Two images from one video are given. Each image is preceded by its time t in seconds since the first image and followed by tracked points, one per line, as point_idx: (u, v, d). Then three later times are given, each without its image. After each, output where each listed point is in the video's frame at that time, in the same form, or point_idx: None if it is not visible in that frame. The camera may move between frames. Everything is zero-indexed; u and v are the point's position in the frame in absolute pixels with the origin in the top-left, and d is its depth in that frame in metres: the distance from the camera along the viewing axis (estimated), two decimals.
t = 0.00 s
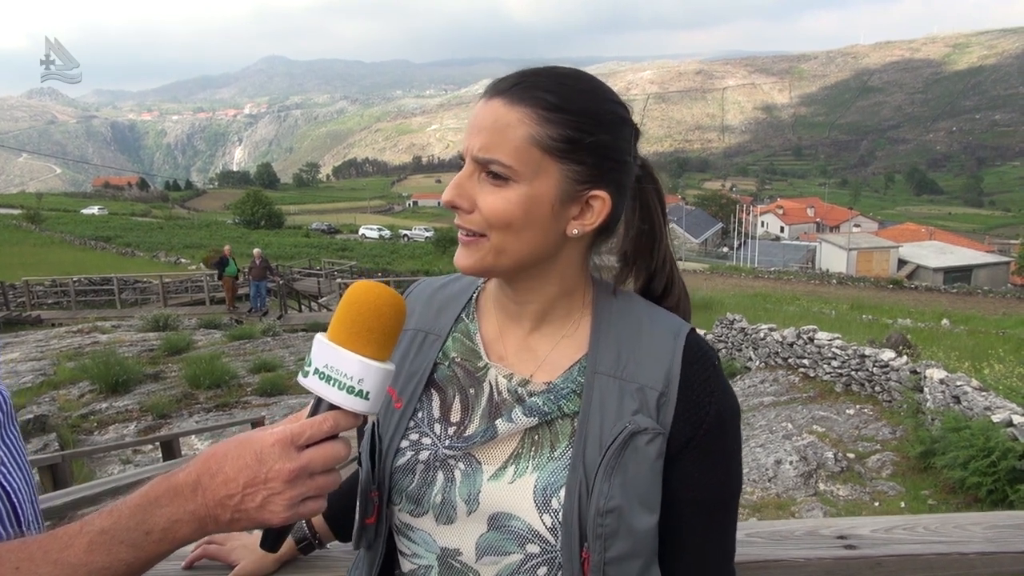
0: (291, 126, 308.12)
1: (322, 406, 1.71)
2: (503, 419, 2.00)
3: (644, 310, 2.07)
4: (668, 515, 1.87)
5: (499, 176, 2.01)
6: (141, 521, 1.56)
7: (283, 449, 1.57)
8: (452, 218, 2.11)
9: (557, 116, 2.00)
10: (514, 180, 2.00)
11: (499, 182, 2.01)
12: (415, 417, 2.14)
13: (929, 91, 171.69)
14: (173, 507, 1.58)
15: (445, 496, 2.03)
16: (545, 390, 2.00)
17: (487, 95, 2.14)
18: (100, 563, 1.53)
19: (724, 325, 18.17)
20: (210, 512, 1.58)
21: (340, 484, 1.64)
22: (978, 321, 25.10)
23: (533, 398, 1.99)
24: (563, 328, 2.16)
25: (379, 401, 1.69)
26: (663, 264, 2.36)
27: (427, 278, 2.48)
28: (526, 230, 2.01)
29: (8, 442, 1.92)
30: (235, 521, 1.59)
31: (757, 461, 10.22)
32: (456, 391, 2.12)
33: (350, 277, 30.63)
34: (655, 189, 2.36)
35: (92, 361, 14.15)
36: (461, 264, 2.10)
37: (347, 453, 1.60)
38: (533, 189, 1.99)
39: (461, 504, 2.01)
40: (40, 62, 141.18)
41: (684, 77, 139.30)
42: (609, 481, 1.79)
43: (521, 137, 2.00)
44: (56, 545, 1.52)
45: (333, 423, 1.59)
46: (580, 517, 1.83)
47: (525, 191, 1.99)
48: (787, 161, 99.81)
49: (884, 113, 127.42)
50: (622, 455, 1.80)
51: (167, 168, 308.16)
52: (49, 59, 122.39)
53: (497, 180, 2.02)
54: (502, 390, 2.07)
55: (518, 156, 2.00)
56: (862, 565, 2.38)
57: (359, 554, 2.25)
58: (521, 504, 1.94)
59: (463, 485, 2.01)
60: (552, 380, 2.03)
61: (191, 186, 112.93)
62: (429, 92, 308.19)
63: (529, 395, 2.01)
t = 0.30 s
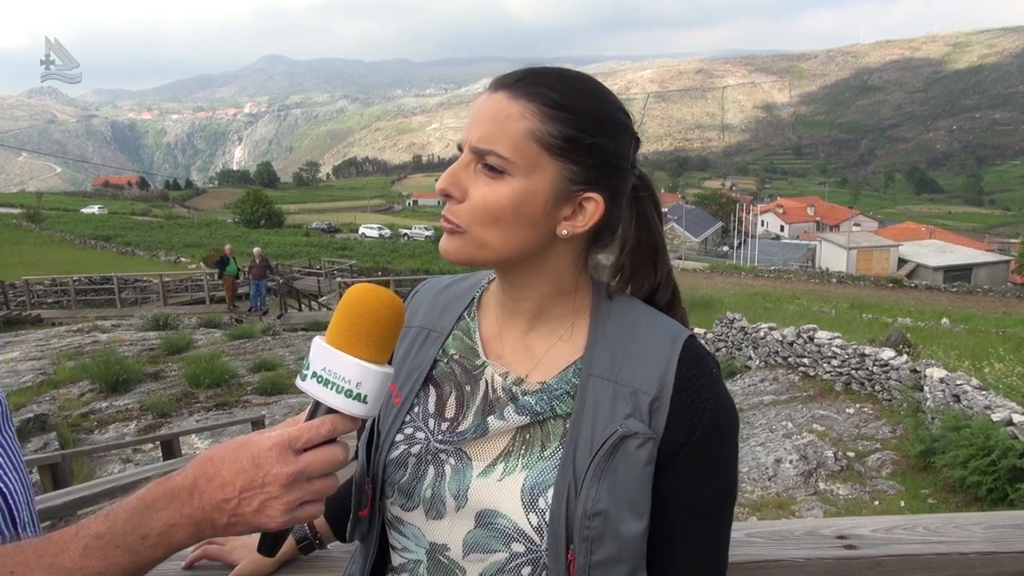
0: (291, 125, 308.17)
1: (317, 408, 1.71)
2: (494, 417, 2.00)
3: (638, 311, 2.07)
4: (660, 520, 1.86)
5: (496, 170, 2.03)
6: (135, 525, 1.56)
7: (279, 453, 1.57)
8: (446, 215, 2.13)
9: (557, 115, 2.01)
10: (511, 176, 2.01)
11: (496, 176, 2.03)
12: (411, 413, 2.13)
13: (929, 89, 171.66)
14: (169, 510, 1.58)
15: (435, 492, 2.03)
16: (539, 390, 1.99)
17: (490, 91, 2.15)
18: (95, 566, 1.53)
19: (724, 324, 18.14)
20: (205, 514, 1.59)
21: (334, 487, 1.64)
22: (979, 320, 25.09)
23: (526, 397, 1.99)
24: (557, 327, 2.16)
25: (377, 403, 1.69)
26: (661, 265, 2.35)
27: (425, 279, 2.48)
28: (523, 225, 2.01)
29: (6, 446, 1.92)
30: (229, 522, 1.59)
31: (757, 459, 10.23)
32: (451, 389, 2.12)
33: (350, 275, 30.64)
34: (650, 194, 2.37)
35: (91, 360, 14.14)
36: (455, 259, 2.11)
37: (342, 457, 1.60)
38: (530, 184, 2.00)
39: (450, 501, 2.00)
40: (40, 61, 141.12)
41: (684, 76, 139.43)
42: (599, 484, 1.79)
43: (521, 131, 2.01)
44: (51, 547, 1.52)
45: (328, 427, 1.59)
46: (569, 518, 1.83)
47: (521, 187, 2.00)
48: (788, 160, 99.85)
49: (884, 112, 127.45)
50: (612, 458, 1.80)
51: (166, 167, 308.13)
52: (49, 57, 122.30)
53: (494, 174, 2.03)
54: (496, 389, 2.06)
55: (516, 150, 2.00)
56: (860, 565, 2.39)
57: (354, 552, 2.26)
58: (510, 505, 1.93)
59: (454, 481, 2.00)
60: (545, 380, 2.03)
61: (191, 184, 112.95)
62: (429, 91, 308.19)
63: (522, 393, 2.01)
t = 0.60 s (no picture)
0: (291, 124, 308.23)
1: (315, 406, 1.71)
2: (490, 420, 2.00)
3: (637, 315, 2.06)
4: (655, 521, 1.86)
5: (496, 170, 2.03)
6: (133, 524, 1.56)
7: (276, 450, 1.57)
8: (448, 214, 2.12)
9: (560, 117, 2.01)
10: (510, 176, 2.02)
11: (495, 175, 2.03)
12: (407, 414, 2.13)
13: (929, 87, 171.58)
14: (167, 508, 1.58)
15: (430, 493, 2.03)
16: (534, 393, 1.99)
17: (495, 91, 2.16)
18: (92, 566, 1.52)
19: (725, 322, 18.14)
20: (202, 513, 1.59)
21: (329, 486, 1.64)
22: (979, 318, 25.11)
23: (522, 399, 1.99)
24: (555, 330, 2.16)
25: (373, 401, 1.68)
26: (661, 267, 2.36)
27: (424, 280, 2.48)
28: (525, 218, 2.02)
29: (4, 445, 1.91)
30: (226, 521, 1.59)
31: (758, 459, 10.24)
32: (448, 390, 2.12)
33: (351, 275, 30.67)
34: (658, 196, 2.35)
35: (93, 359, 14.15)
36: (454, 256, 2.10)
37: (339, 455, 1.60)
38: (532, 180, 2.00)
39: (445, 503, 2.00)
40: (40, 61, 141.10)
41: (684, 74, 139.27)
42: (594, 486, 1.79)
43: (522, 131, 2.01)
44: (47, 546, 1.52)
45: (326, 425, 1.59)
46: (564, 520, 1.83)
47: (520, 188, 2.01)
48: (788, 159, 99.74)
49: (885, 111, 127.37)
50: (607, 460, 1.80)
51: (167, 167, 308.13)
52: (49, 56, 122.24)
53: (494, 174, 2.03)
54: (492, 391, 2.06)
55: (514, 149, 2.01)
56: (861, 565, 2.39)
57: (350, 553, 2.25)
58: (506, 507, 1.93)
59: (449, 483, 2.01)
60: (542, 383, 2.02)
61: (192, 184, 113.07)
62: (429, 90, 308.23)
63: (518, 396, 2.01)
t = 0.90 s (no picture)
0: (292, 123, 308.20)
1: (319, 404, 1.71)
2: (500, 416, 2.00)
3: (646, 316, 2.06)
4: (667, 523, 1.87)
5: (501, 175, 2.04)
6: (138, 522, 1.57)
7: (280, 450, 1.58)
8: (455, 217, 2.13)
9: (564, 116, 2.00)
10: (514, 182, 2.02)
11: (501, 180, 2.03)
12: (416, 409, 2.13)
13: (930, 87, 171.40)
14: (170, 507, 1.59)
15: (437, 490, 2.03)
16: (545, 392, 1.99)
17: (496, 92, 2.15)
18: (96, 565, 1.53)
19: (725, 322, 18.15)
20: (206, 511, 1.59)
21: (333, 483, 1.64)
22: (979, 318, 25.10)
23: (533, 398, 2.00)
24: (563, 331, 2.16)
25: (378, 398, 1.70)
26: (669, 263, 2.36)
27: (431, 277, 2.48)
28: (532, 218, 2.01)
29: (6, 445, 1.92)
30: (231, 518, 1.59)
31: (758, 458, 10.26)
32: (456, 387, 2.13)
33: (352, 274, 30.67)
34: (670, 190, 2.33)
35: (93, 358, 14.18)
36: (466, 260, 2.11)
37: (344, 452, 1.61)
38: (537, 182, 2.00)
39: (453, 499, 2.01)
40: (42, 61, 140.79)
41: (685, 73, 139.17)
42: (605, 488, 1.79)
43: (524, 134, 2.01)
44: (51, 545, 1.52)
45: (330, 422, 1.60)
46: (573, 520, 1.83)
47: (524, 191, 2.01)
48: (789, 158, 99.72)
49: (886, 110, 127.24)
50: (618, 462, 1.80)
51: (167, 167, 308.14)
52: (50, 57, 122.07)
53: (498, 178, 2.03)
54: (503, 388, 2.06)
55: (517, 153, 2.01)
56: (862, 562, 2.40)
57: (357, 548, 2.26)
58: (515, 504, 1.94)
59: (457, 480, 2.01)
60: (554, 381, 2.03)
61: (192, 183, 113.10)
62: (430, 89, 308.24)
63: (528, 394, 2.01)
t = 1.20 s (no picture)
0: (293, 123, 308.13)
1: (321, 406, 1.71)
2: (507, 418, 2.00)
3: (648, 309, 2.06)
4: (679, 519, 1.86)
5: (492, 168, 2.04)
6: (142, 524, 1.56)
7: (284, 450, 1.57)
8: (449, 212, 2.13)
9: (550, 104, 2.02)
10: (507, 173, 2.02)
11: (491, 173, 2.04)
12: (420, 413, 2.13)
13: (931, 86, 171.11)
14: (174, 509, 1.58)
15: (447, 495, 2.03)
16: (551, 391, 1.99)
17: (482, 90, 2.17)
18: (101, 566, 1.52)
19: (725, 321, 18.14)
20: (211, 511, 1.58)
21: (338, 483, 1.63)
22: (980, 317, 25.03)
23: (539, 398, 1.99)
24: (565, 327, 2.16)
25: (381, 400, 1.69)
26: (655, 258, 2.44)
27: (430, 281, 2.47)
28: (527, 200, 2.01)
29: (9, 447, 1.92)
30: (236, 520, 1.59)
31: (759, 457, 10.29)
32: (460, 390, 2.12)
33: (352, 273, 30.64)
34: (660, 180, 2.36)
35: (94, 358, 14.20)
36: (465, 259, 2.10)
37: (348, 452, 1.61)
38: (524, 163, 2.01)
39: (463, 504, 2.00)
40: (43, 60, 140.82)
41: (686, 72, 138.99)
42: (615, 484, 1.78)
43: (509, 124, 2.02)
44: (55, 549, 1.52)
45: (333, 422, 1.60)
46: (584, 521, 1.82)
47: (515, 180, 2.01)
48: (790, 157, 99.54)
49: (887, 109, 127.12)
50: (628, 458, 1.79)
51: (168, 166, 308.21)
52: (49, 56, 121.96)
53: (487, 168, 2.04)
54: (508, 389, 2.06)
55: (503, 139, 2.03)
56: (866, 563, 2.39)
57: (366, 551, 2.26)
58: (524, 506, 1.93)
59: (466, 484, 2.00)
60: (559, 380, 2.02)
61: (193, 183, 113.18)
62: (431, 89, 308.12)
63: (534, 395, 2.01)
